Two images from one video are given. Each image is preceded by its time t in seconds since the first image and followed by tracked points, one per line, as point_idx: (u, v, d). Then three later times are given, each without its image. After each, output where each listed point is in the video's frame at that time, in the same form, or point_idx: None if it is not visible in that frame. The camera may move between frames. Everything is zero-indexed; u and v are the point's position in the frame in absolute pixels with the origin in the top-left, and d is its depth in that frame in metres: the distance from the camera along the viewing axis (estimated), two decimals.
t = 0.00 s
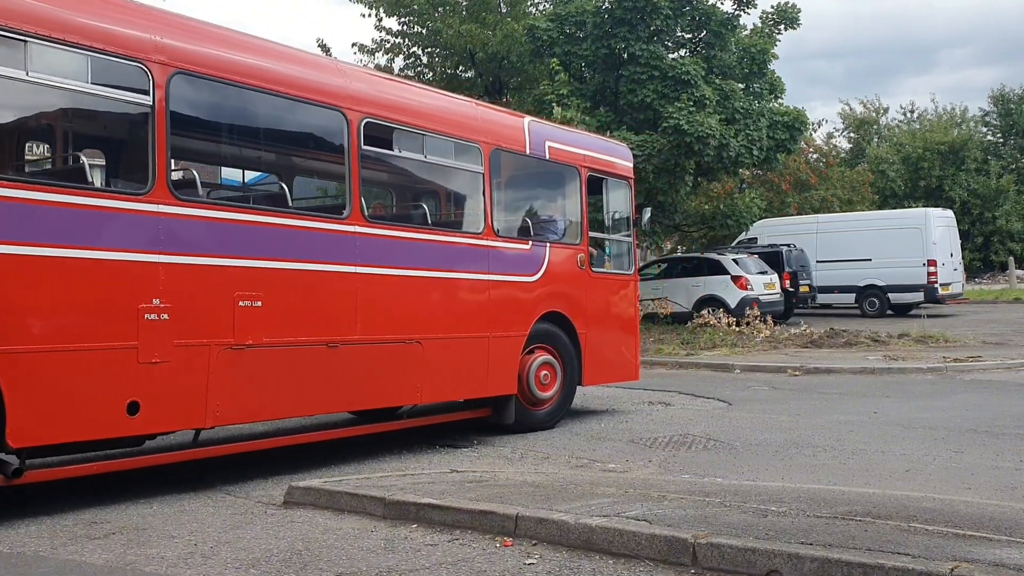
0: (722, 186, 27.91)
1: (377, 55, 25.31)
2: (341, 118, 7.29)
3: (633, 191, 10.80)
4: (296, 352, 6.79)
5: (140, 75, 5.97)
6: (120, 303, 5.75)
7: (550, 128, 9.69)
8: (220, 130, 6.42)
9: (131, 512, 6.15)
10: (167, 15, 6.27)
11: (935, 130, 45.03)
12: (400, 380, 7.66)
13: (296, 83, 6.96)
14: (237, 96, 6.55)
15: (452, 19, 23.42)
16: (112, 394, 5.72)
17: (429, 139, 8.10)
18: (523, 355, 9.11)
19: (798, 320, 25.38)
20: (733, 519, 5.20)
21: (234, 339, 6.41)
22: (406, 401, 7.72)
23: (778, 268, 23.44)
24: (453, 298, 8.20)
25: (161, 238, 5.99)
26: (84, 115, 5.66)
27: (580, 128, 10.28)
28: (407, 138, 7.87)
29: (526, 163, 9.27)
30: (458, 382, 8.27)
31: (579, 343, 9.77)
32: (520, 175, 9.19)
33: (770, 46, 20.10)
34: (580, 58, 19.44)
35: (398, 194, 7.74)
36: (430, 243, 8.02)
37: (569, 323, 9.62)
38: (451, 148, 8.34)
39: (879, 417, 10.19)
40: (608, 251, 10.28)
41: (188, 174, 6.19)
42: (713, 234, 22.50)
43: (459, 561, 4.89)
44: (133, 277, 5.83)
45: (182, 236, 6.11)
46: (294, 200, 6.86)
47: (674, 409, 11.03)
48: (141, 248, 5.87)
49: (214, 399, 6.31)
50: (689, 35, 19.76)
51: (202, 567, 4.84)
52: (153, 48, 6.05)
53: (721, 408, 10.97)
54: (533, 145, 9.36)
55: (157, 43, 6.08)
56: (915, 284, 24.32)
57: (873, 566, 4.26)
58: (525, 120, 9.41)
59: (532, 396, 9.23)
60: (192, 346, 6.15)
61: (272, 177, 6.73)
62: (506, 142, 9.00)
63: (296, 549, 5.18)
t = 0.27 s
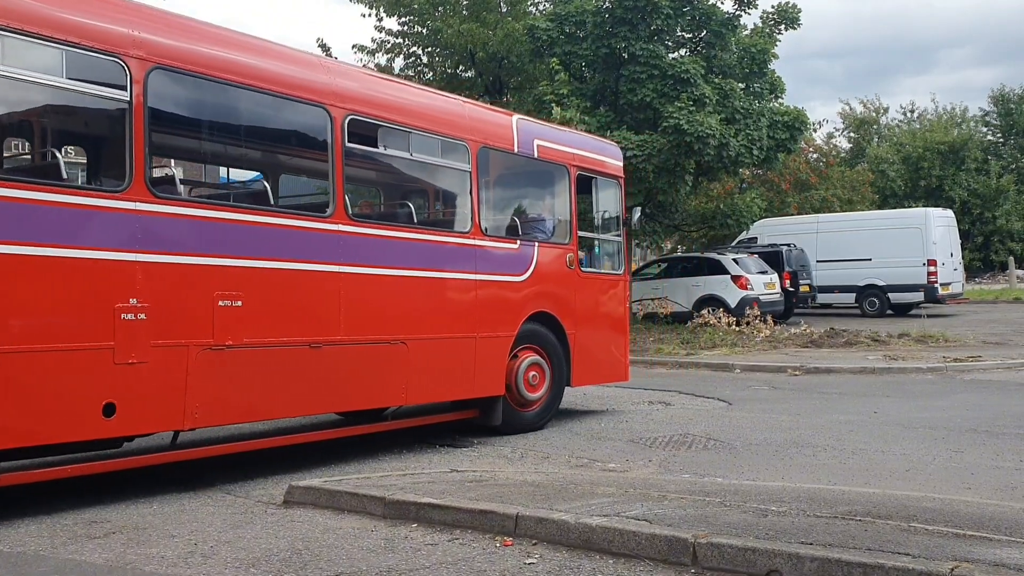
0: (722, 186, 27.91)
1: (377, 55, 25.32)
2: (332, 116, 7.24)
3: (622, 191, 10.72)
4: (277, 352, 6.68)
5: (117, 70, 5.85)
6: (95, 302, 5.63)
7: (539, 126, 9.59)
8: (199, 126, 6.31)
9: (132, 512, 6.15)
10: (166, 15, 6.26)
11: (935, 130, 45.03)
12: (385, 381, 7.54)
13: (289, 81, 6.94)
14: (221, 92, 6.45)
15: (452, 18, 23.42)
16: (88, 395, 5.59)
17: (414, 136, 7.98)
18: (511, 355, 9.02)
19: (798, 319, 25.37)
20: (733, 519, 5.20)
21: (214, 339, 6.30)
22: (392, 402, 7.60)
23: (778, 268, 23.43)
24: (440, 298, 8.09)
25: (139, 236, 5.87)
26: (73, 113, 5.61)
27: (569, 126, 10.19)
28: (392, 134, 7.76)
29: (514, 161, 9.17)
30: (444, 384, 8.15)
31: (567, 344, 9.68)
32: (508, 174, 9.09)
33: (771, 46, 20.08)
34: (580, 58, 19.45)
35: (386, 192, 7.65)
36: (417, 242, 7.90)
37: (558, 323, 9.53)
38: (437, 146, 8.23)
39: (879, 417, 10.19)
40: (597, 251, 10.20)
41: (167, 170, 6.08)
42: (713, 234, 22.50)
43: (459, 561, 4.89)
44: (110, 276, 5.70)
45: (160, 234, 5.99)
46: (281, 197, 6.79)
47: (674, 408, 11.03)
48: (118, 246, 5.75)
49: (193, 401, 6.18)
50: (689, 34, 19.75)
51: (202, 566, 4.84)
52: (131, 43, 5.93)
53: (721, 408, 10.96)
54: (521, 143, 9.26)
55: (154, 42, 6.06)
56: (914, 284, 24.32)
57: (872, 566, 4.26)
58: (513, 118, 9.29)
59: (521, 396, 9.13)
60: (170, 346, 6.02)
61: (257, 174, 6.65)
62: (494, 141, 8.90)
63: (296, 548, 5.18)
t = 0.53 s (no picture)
0: (722, 186, 27.91)
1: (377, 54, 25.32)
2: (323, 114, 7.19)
3: (613, 191, 10.68)
4: (258, 353, 6.57)
5: (94, 64, 5.74)
6: (71, 302, 5.52)
7: (528, 124, 9.51)
8: (180, 122, 6.20)
9: (132, 511, 6.15)
10: (164, 15, 6.27)
11: (936, 130, 45.02)
12: (370, 382, 7.45)
13: (284, 80, 6.92)
14: (209, 89, 6.39)
15: (452, 18, 23.43)
16: (63, 396, 5.49)
17: (401, 134, 7.89)
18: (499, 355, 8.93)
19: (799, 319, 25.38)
20: (734, 519, 5.20)
21: (194, 340, 6.20)
22: (377, 404, 7.50)
23: (778, 268, 23.43)
24: (426, 298, 7.99)
25: (117, 235, 5.77)
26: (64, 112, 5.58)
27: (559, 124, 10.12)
28: (378, 132, 7.67)
29: (503, 160, 9.09)
30: (431, 385, 8.05)
31: (557, 343, 9.62)
32: (497, 172, 9.00)
33: (771, 46, 20.04)
34: (580, 58, 19.45)
35: (374, 190, 7.58)
36: (403, 241, 7.80)
37: (546, 323, 9.45)
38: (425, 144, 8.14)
39: (879, 417, 10.19)
40: (587, 250, 10.15)
41: (146, 168, 5.97)
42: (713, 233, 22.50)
43: (459, 561, 4.89)
44: (86, 275, 5.60)
45: (137, 233, 5.88)
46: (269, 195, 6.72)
47: (674, 408, 11.03)
48: (94, 245, 5.64)
49: (172, 402, 6.08)
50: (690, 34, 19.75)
51: (203, 566, 4.84)
52: (109, 37, 5.83)
53: (721, 408, 10.96)
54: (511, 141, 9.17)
55: (151, 42, 6.06)
56: (915, 284, 24.31)
57: (873, 566, 4.26)
58: (503, 116, 9.20)
59: (510, 397, 9.04)
60: (148, 346, 5.93)
61: (244, 172, 6.56)
62: (482, 139, 8.80)
63: (296, 548, 5.18)
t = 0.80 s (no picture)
0: (723, 185, 27.91)
1: (379, 54, 25.33)
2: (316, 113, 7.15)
3: (605, 191, 10.61)
4: (239, 353, 6.46)
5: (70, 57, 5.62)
6: (47, 300, 5.41)
7: (518, 122, 9.41)
8: (160, 121, 6.10)
9: (133, 510, 6.15)
10: (163, 15, 6.27)
11: (937, 131, 45.01)
12: (355, 383, 7.34)
13: (279, 79, 6.89)
14: (198, 89, 6.34)
15: (454, 18, 23.44)
16: (38, 397, 5.38)
17: (388, 132, 7.77)
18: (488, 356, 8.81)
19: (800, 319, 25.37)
20: (734, 519, 5.20)
21: (174, 339, 6.09)
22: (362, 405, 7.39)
23: (779, 268, 23.42)
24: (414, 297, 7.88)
25: (94, 232, 5.65)
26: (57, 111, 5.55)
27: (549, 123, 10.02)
28: (364, 130, 7.55)
29: (493, 159, 8.97)
30: (418, 386, 7.94)
31: (547, 344, 9.52)
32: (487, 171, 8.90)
33: (772, 45, 19.99)
34: (582, 57, 19.47)
35: (364, 189, 7.49)
36: (390, 239, 7.68)
37: (536, 323, 9.36)
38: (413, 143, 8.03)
39: (880, 417, 10.18)
40: (579, 250, 10.07)
41: (124, 164, 5.85)
42: (715, 233, 22.50)
43: (460, 560, 4.89)
44: (62, 273, 5.48)
45: (115, 230, 5.76)
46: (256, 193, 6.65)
47: (674, 408, 11.03)
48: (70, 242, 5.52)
49: (152, 403, 5.97)
50: (691, 34, 19.74)
51: (203, 565, 4.85)
52: (86, 32, 5.72)
53: (721, 408, 10.96)
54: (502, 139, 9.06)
55: (149, 41, 6.06)
56: (916, 284, 24.30)
57: (873, 566, 4.26)
58: (494, 114, 9.08)
59: (499, 398, 8.92)
60: (126, 346, 5.81)
61: (230, 170, 6.49)
62: (471, 137, 8.67)
63: (297, 547, 5.18)
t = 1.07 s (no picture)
0: (725, 184, 27.90)
1: (380, 53, 25.33)
2: (312, 112, 7.15)
3: (599, 189, 10.57)
4: (224, 352, 6.40)
5: (52, 52, 5.54)
6: (27, 299, 5.33)
7: (511, 119, 9.37)
8: (143, 116, 6.02)
9: (136, 508, 6.16)
10: (166, 15, 6.31)
11: (939, 129, 44.96)
12: (343, 383, 7.28)
13: (278, 77, 6.91)
14: (194, 86, 6.33)
15: (455, 16, 23.45)
16: (19, 397, 5.31)
17: (378, 128, 7.71)
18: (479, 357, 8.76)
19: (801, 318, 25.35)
20: (736, 517, 5.20)
21: (158, 339, 6.02)
22: (350, 405, 7.33)
23: (781, 266, 23.41)
24: (403, 296, 7.82)
25: (76, 230, 5.57)
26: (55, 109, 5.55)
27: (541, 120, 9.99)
28: (354, 126, 7.49)
29: (484, 156, 8.90)
30: (407, 386, 7.88)
31: (540, 343, 9.49)
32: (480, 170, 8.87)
33: (774, 44, 19.96)
34: (584, 56, 19.48)
35: (357, 186, 7.46)
36: (379, 237, 7.62)
37: (529, 322, 9.32)
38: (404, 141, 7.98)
39: (882, 416, 10.18)
40: (572, 249, 10.03)
41: (107, 160, 5.78)
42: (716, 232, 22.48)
43: (461, 559, 4.90)
44: (44, 271, 5.40)
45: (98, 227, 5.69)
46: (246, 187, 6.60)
47: (676, 407, 11.03)
48: (51, 240, 5.44)
49: (135, 403, 5.90)
50: (693, 32, 19.73)
51: (205, 563, 4.85)
52: (68, 26, 5.64)
53: (722, 407, 10.96)
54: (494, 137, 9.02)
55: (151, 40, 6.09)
56: (918, 283, 24.27)
57: (875, 564, 4.26)
58: (485, 111, 9.05)
59: (493, 398, 8.87)
60: (109, 345, 5.74)
61: (221, 167, 6.46)
62: (462, 134, 8.60)
63: (298, 546, 5.19)
